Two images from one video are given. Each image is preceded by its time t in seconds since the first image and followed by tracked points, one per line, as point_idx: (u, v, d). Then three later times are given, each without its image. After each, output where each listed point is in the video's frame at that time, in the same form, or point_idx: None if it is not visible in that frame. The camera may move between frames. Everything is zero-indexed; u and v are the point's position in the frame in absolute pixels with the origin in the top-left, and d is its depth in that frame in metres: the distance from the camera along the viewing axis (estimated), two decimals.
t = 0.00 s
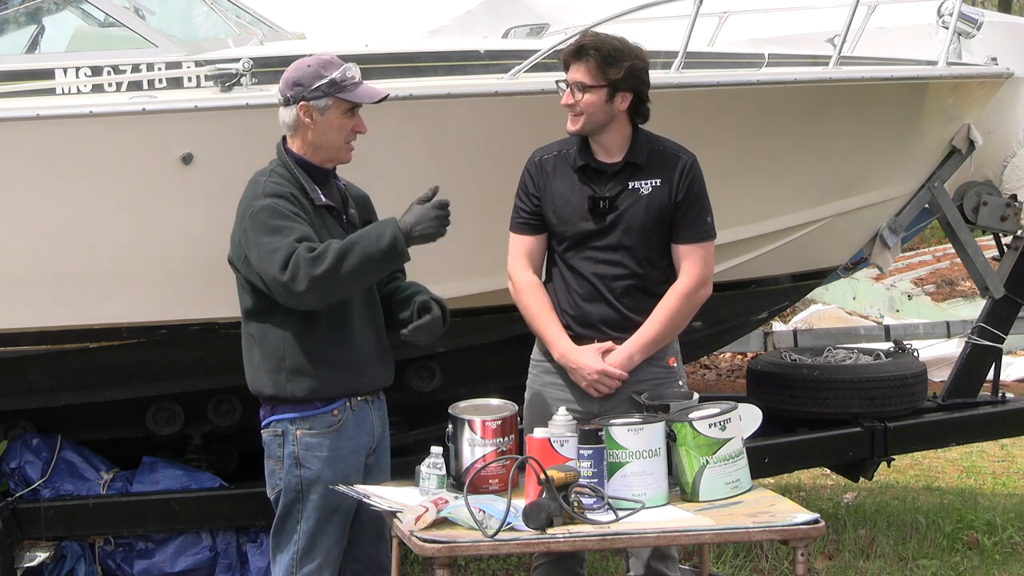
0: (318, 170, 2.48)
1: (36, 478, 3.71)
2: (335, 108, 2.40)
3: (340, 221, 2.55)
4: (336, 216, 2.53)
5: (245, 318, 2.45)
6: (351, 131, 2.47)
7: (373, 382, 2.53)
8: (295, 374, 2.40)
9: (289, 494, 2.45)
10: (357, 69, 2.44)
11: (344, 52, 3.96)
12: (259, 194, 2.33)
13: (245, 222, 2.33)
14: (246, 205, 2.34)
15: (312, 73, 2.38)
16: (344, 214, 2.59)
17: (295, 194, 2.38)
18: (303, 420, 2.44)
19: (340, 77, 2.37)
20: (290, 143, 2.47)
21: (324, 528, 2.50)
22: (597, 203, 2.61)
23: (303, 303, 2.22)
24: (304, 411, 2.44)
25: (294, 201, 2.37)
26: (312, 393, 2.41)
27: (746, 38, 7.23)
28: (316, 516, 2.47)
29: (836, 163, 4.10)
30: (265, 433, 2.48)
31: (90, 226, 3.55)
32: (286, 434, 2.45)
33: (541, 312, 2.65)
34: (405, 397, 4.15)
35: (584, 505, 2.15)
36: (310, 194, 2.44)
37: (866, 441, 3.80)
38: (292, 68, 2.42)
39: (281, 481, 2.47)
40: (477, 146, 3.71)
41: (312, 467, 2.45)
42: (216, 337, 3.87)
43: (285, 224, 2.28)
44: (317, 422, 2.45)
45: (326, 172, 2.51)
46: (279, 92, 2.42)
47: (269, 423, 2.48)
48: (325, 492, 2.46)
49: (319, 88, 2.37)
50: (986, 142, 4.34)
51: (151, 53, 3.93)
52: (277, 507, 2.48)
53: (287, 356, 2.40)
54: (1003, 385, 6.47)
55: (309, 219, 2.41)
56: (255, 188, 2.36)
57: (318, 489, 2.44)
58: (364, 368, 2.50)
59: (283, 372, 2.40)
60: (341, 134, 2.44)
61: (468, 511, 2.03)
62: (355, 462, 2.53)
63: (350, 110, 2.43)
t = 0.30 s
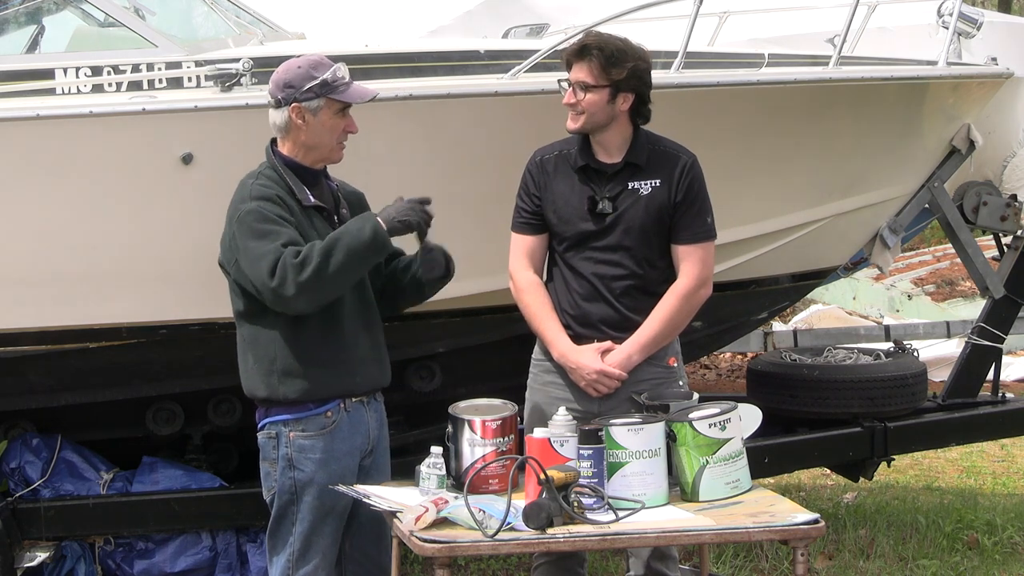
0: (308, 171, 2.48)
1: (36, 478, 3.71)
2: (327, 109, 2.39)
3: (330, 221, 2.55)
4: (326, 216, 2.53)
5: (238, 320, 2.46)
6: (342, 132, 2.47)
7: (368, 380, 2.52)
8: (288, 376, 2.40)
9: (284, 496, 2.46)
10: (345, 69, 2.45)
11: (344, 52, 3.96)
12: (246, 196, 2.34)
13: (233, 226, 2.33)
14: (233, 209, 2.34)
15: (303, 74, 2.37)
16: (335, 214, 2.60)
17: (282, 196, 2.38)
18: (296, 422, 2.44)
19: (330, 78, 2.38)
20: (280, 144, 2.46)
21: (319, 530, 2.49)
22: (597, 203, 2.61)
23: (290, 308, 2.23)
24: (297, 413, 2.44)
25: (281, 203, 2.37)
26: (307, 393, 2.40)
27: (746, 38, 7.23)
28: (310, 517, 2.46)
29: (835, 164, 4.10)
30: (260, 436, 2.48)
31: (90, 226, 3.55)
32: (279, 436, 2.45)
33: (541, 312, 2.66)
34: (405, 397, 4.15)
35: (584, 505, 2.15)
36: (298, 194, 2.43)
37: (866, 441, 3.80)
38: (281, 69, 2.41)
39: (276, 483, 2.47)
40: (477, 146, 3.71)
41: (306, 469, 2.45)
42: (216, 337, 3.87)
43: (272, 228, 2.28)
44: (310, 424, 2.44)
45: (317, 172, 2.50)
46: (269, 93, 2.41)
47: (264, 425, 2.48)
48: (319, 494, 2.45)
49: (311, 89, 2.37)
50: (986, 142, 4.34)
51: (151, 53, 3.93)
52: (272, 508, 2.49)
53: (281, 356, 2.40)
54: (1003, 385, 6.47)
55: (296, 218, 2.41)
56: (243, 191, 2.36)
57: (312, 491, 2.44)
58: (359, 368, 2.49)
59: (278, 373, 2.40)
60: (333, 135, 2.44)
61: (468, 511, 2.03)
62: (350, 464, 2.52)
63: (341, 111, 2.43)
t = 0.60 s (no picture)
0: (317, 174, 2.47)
1: (36, 478, 3.71)
2: (348, 118, 2.41)
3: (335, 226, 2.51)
4: (331, 220, 2.49)
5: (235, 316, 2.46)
6: (359, 141, 2.49)
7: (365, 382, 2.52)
8: (283, 377, 2.40)
9: (285, 496, 2.45)
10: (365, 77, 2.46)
11: (344, 52, 3.96)
12: (251, 204, 2.33)
13: (235, 228, 2.33)
14: (237, 214, 2.34)
15: (329, 82, 2.38)
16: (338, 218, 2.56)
17: (287, 206, 2.35)
18: (298, 423, 2.44)
19: (356, 88, 2.39)
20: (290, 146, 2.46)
21: (320, 529, 2.49)
22: (597, 204, 2.61)
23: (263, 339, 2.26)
24: (297, 413, 2.44)
25: (286, 213, 2.34)
26: (306, 393, 2.40)
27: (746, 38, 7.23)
28: (311, 517, 2.46)
29: (835, 164, 4.10)
30: (260, 437, 2.47)
31: (90, 226, 3.55)
32: (281, 436, 2.44)
33: (541, 311, 2.66)
34: (405, 397, 4.15)
35: (584, 505, 2.15)
36: (305, 200, 2.40)
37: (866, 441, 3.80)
38: (306, 72, 2.41)
39: (277, 484, 2.47)
40: (477, 146, 3.71)
41: (308, 469, 2.45)
42: (216, 337, 3.87)
43: (259, 250, 2.26)
44: (311, 424, 2.44)
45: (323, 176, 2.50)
46: (291, 96, 2.40)
47: (264, 426, 2.47)
48: (321, 494, 2.45)
49: (336, 97, 2.38)
50: (986, 142, 4.34)
51: (151, 53, 3.93)
52: (272, 509, 2.49)
53: (276, 357, 2.40)
54: (1003, 385, 6.47)
55: (300, 228, 2.38)
56: (249, 194, 2.35)
57: (314, 491, 2.44)
58: (355, 370, 2.50)
59: (276, 374, 2.40)
60: (350, 143, 2.46)
61: (468, 511, 2.03)
62: (350, 463, 2.52)
63: (361, 121, 2.46)
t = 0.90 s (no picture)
0: (326, 173, 2.47)
1: (36, 478, 3.71)
2: (355, 118, 2.40)
3: (344, 226, 2.51)
4: (340, 220, 2.49)
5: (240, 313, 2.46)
6: (367, 141, 2.48)
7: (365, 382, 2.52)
8: (288, 377, 2.40)
9: (284, 493, 2.46)
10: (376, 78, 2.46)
11: (344, 52, 3.96)
12: (261, 203, 2.32)
13: (245, 226, 2.33)
14: (246, 213, 2.34)
15: (336, 82, 2.38)
16: (349, 219, 2.54)
17: (298, 206, 2.36)
18: (298, 420, 2.44)
19: (363, 89, 2.39)
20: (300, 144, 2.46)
21: (319, 528, 2.49)
22: (596, 203, 2.61)
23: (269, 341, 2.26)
24: (299, 411, 2.44)
25: (296, 213, 2.34)
26: (306, 392, 2.40)
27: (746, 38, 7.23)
28: (310, 515, 2.46)
29: (835, 164, 4.10)
30: (261, 433, 2.47)
31: (90, 226, 3.55)
32: (281, 434, 2.44)
33: (540, 311, 2.66)
34: (405, 397, 4.15)
35: (584, 505, 2.15)
36: (313, 199, 2.40)
37: (866, 441, 3.80)
38: (315, 70, 2.41)
39: (276, 480, 2.47)
40: (477, 146, 3.71)
41: (307, 467, 2.45)
42: (216, 337, 3.87)
43: (270, 251, 2.26)
44: (311, 422, 2.44)
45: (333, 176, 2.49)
46: (299, 95, 2.41)
47: (265, 423, 2.47)
48: (320, 492, 2.45)
49: (343, 98, 2.37)
50: (986, 142, 4.34)
51: (151, 53, 3.93)
52: (272, 505, 2.49)
53: (280, 356, 2.40)
54: (1003, 386, 6.47)
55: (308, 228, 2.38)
56: (260, 193, 2.35)
57: (312, 489, 2.44)
58: (355, 371, 2.49)
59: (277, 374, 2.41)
60: (358, 144, 2.45)
61: (468, 511, 2.03)
62: (350, 462, 2.52)
63: (369, 121, 2.44)
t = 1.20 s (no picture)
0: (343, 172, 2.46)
1: (36, 478, 3.71)
2: (343, 106, 2.39)
3: (362, 227, 2.50)
4: (358, 221, 2.48)
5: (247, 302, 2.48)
6: (368, 130, 2.42)
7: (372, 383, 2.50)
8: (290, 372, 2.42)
9: (289, 491, 2.45)
10: (374, 67, 2.43)
11: (344, 52, 3.96)
12: (274, 200, 2.34)
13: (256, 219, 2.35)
14: (258, 207, 2.36)
15: (323, 73, 2.41)
16: (367, 219, 2.55)
17: (312, 207, 2.36)
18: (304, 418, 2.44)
19: (346, 75, 2.38)
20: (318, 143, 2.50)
21: (323, 527, 2.48)
22: (597, 203, 2.61)
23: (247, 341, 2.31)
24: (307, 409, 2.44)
25: (308, 215, 2.35)
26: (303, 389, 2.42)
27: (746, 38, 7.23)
28: (315, 514, 2.46)
29: (836, 163, 4.10)
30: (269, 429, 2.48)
31: (90, 226, 3.54)
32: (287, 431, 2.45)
33: (540, 311, 2.66)
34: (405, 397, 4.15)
35: (584, 505, 2.15)
36: (330, 198, 2.41)
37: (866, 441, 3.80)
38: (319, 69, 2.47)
39: (282, 477, 2.46)
40: (478, 146, 3.71)
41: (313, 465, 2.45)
42: (216, 337, 3.87)
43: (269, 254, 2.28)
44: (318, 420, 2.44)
45: (355, 176, 2.49)
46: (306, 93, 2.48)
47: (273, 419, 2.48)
48: (324, 490, 2.45)
49: (327, 87, 2.39)
50: (986, 142, 4.34)
51: (151, 53, 3.93)
52: (276, 504, 2.48)
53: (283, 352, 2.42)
54: (1003, 386, 6.47)
55: (320, 229, 2.38)
56: (278, 189, 2.36)
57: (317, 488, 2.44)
58: (361, 374, 2.48)
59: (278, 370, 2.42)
60: (354, 133, 2.41)
61: (468, 511, 2.03)
62: (355, 462, 2.51)
63: (365, 108, 2.40)
